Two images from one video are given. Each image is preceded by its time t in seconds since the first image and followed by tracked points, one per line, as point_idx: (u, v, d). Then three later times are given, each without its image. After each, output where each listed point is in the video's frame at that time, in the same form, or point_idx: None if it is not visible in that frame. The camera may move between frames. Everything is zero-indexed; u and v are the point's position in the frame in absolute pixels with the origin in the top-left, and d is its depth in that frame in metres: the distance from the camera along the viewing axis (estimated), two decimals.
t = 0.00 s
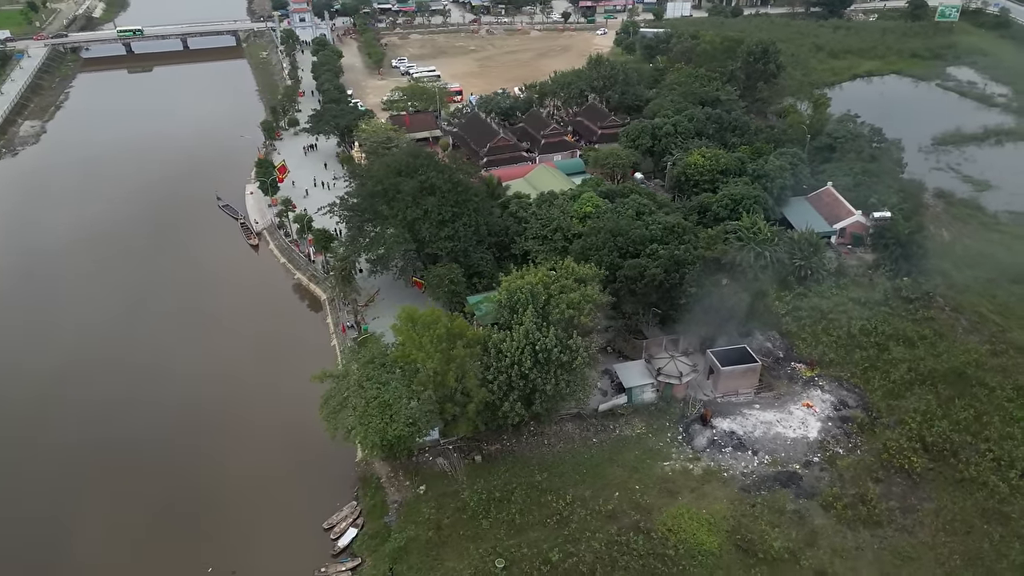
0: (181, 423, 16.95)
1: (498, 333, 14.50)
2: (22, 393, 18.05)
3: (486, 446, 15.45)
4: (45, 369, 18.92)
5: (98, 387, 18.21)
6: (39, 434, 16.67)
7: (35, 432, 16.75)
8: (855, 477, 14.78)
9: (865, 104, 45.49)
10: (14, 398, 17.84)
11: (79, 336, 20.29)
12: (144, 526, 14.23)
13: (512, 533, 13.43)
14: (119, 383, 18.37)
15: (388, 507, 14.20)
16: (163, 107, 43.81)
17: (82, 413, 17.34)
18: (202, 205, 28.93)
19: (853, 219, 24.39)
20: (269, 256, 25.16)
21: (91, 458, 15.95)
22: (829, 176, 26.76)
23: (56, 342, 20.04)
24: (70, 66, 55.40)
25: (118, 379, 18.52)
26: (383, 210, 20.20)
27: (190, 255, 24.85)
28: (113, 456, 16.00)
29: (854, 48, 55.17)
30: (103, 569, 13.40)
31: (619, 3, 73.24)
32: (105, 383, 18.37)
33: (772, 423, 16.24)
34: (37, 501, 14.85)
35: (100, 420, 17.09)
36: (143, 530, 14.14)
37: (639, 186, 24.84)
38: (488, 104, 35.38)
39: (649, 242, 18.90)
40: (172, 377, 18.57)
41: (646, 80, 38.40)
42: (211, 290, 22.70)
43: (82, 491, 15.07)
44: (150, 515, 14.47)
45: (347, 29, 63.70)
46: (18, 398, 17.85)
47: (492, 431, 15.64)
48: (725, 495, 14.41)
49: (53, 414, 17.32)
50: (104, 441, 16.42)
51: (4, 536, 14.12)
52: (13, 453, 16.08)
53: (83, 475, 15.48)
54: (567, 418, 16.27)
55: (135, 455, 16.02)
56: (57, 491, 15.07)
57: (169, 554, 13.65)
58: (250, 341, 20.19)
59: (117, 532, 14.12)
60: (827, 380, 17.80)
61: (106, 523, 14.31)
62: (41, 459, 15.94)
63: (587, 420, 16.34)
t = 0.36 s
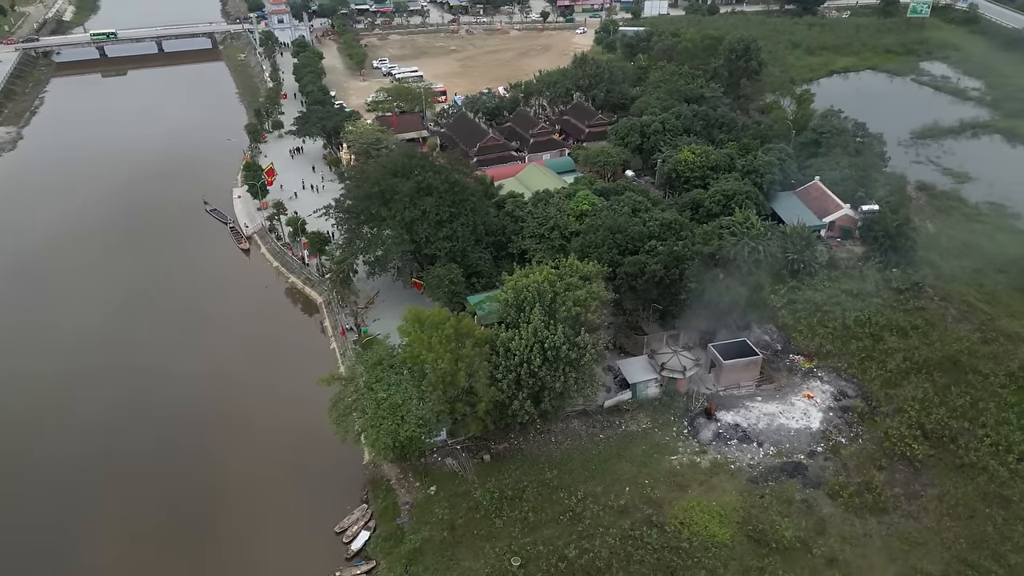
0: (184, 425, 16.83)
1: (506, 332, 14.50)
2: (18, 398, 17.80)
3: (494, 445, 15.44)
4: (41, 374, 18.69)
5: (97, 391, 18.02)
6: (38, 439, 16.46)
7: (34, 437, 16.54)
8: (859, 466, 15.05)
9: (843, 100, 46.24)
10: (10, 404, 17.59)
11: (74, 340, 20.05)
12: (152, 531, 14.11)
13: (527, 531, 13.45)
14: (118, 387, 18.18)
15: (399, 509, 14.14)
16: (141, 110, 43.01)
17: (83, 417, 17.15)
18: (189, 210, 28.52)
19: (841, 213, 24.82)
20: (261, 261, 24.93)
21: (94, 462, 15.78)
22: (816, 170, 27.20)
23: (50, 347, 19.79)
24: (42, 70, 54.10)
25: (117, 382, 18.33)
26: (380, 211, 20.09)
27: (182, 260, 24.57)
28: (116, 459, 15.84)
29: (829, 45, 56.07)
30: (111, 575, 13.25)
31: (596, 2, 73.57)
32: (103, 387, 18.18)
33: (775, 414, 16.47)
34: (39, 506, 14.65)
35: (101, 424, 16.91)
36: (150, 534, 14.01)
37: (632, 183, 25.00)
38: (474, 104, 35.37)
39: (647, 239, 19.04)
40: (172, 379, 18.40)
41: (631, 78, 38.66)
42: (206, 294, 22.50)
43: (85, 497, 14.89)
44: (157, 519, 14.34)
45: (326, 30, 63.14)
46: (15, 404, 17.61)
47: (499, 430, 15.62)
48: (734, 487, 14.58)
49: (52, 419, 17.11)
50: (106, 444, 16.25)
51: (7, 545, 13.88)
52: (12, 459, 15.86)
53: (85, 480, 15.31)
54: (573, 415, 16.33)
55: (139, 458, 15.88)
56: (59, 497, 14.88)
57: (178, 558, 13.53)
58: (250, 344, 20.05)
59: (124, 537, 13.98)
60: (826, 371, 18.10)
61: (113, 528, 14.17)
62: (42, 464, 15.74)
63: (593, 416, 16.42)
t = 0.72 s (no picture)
0: (188, 429, 16.75)
1: (515, 330, 14.52)
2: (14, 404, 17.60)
3: (502, 444, 15.44)
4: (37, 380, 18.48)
5: (96, 397, 17.83)
6: (38, 445, 16.32)
7: (35, 443, 16.38)
8: (861, 454, 15.32)
9: (822, 96, 46.93)
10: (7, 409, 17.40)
11: (69, 345, 19.85)
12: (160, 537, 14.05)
13: (541, 528, 13.47)
14: (118, 391, 18.01)
15: (412, 511, 14.09)
16: (119, 114, 42.27)
17: (83, 422, 17.01)
18: (176, 214, 28.12)
19: (830, 206, 25.26)
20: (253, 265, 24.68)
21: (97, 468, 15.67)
22: (803, 165, 27.62)
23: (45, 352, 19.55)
24: (13, 74, 52.84)
25: (116, 387, 18.18)
26: (377, 212, 19.99)
27: (173, 264, 24.27)
28: (120, 465, 15.75)
29: (805, 41, 56.92)
30: None
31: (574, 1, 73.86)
32: (102, 391, 18.03)
33: (777, 406, 16.69)
34: (43, 515, 14.51)
35: (102, 429, 16.78)
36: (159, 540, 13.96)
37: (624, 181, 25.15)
38: (461, 104, 35.34)
39: (646, 235, 19.18)
40: (172, 383, 18.27)
41: (615, 76, 38.91)
42: (201, 297, 22.30)
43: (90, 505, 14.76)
44: (165, 524, 14.29)
45: (304, 31, 62.59)
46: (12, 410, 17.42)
47: (507, 429, 15.61)
48: (742, 478, 14.75)
49: (51, 424, 16.96)
50: (108, 450, 16.14)
51: (12, 559, 13.62)
52: (13, 467, 15.71)
53: (89, 488, 15.18)
54: (579, 412, 16.38)
55: (144, 463, 15.80)
56: (64, 506, 14.73)
57: (189, 563, 13.48)
58: (250, 347, 19.93)
59: (131, 543, 13.91)
60: (824, 362, 18.39)
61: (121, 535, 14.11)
62: (44, 471, 15.60)
63: (598, 413, 16.49)
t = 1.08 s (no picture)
0: (196, 434, 16.98)
1: (523, 329, 14.54)
2: (19, 411, 17.73)
3: (511, 443, 15.43)
4: (41, 387, 18.59)
5: (102, 403, 18.02)
6: (46, 451, 16.48)
7: (43, 449, 16.55)
8: (865, 443, 15.58)
9: (803, 92, 47.51)
10: (13, 417, 17.54)
11: (69, 353, 19.87)
12: (171, 539, 14.23)
13: (556, 525, 13.49)
14: (124, 398, 18.20)
15: (425, 512, 14.06)
16: (99, 117, 41.57)
17: (88, 431, 17.09)
18: (164, 219, 27.75)
19: (820, 201, 25.66)
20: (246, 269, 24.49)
21: (107, 473, 15.87)
22: (792, 160, 27.97)
23: (46, 360, 19.63)
24: None
25: (122, 393, 18.36)
26: (376, 214, 19.90)
27: (167, 270, 24.06)
28: (131, 469, 15.97)
29: (783, 38, 57.64)
30: None
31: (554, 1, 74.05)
32: (109, 397, 18.22)
33: (780, 398, 16.91)
34: (51, 527, 14.54)
35: (110, 435, 16.98)
36: (171, 542, 14.15)
37: (618, 178, 25.28)
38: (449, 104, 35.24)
39: (645, 232, 19.30)
40: (178, 390, 18.47)
41: (601, 74, 39.07)
42: (201, 304, 22.33)
43: (101, 511, 14.91)
44: (177, 527, 14.48)
45: (284, 32, 61.98)
46: (18, 417, 17.57)
47: (515, 427, 15.61)
48: (751, 470, 14.90)
49: (58, 430, 17.12)
50: (118, 455, 16.35)
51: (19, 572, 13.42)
52: (21, 474, 15.85)
53: (100, 494, 15.34)
54: (586, 409, 16.43)
55: (153, 468, 16.01)
56: (73, 515, 14.82)
57: (202, 564, 13.65)
58: (255, 353, 20.13)
59: (141, 551, 14.01)
60: (824, 354, 18.65)
61: (132, 538, 14.29)
62: (54, 478, 15.77)
63: (604, 408, 16.56)
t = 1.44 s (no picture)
0: (197, 433, 16.89)
1: (533, 327, 14.56)
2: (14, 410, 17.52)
3: (520, 441, 15.43)
4: (35, 387, 18.36)
5: (99, 402, 17.87)
6: (43, 450, 16.31)
7: (39, 449, 16.34)
8: (867, 433, 15.88)
9: (783, 88, 48.12)
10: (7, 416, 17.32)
11: (64, 353, 19.61)
12: (173, 539, 14.17)
13: (571, 522, 13.54)
14: (122, 397, 18.06)
15: (439, 512, 14.03)
16: (77, 121, 40.77)
17: (86, 431, 16.90)
18: (151, 222, 27.30)
19: (811, 196, 26.01)
20: (240, 274, 24.22)
21: (107, 472, 15.75)
22: (780, 155, 28.37)
23: (40, 359, 19.37)
24: None
25: (119, 392, 18.20)
26: (375, 215, 19.81)
27: (159, 274, 23.71)
28: (131, 469, 15.86)
29: (761, 36, 58.33)
30: None
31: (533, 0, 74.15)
32: (106, 396, 18.07)
33: (784, 390, 17.15)
34: (56, 535, 14.28)
35: (107, 434, 16.84)
36: (173, 542, 14.10)
37: (612, 175, 25.41)
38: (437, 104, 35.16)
39: (645, 229, 19.45)
40: (177, 389, 18.34)
41: (587, 73, 39.25)
42: (198, 306, 22.12)
43: (102, 511, 14.77)
44: (179, 527, 14.42)
45: (263, 34, 61.31)
46: (12, 415, 17.35)
47: (524, 426, 15.62)
48: (759, 462, 15.08)
49: (54, 429, 16.95)
50: (117, 454, 16.23)
51: None
52: (19, 475, 15.63)
53: (99, 494, 15.20)
54: (593, 406, 16.48)
55: (154, 467, 15.91)
56: (74, 517, 14.63)
57: (208, 564, 13.61)
58: (254, 354, 20.03)
59: (144, 552, 13.90)
60: (823, 346, 18.94)
61: (133, 538, 14.20)
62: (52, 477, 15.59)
63: (611, 405, 16.62)
